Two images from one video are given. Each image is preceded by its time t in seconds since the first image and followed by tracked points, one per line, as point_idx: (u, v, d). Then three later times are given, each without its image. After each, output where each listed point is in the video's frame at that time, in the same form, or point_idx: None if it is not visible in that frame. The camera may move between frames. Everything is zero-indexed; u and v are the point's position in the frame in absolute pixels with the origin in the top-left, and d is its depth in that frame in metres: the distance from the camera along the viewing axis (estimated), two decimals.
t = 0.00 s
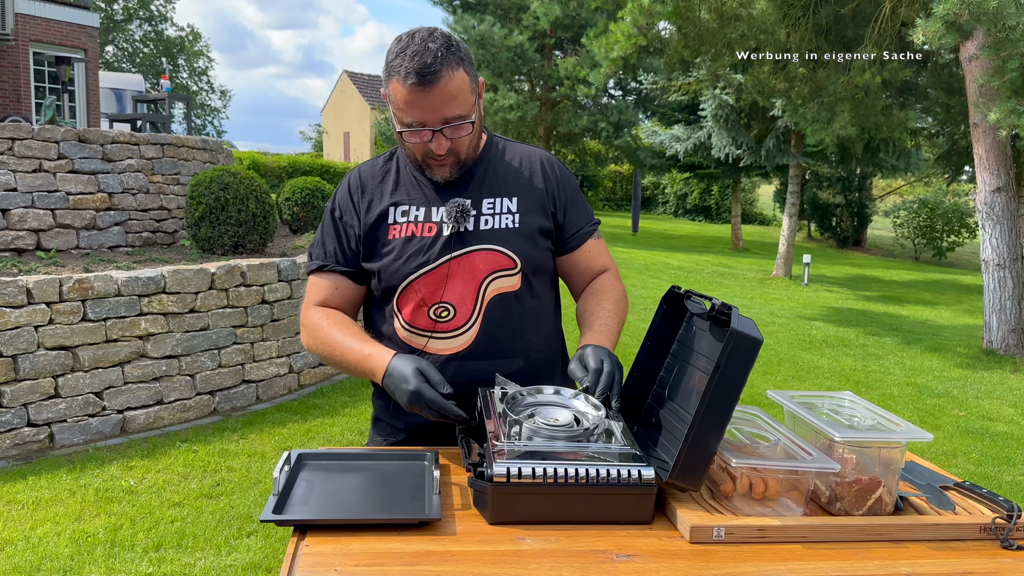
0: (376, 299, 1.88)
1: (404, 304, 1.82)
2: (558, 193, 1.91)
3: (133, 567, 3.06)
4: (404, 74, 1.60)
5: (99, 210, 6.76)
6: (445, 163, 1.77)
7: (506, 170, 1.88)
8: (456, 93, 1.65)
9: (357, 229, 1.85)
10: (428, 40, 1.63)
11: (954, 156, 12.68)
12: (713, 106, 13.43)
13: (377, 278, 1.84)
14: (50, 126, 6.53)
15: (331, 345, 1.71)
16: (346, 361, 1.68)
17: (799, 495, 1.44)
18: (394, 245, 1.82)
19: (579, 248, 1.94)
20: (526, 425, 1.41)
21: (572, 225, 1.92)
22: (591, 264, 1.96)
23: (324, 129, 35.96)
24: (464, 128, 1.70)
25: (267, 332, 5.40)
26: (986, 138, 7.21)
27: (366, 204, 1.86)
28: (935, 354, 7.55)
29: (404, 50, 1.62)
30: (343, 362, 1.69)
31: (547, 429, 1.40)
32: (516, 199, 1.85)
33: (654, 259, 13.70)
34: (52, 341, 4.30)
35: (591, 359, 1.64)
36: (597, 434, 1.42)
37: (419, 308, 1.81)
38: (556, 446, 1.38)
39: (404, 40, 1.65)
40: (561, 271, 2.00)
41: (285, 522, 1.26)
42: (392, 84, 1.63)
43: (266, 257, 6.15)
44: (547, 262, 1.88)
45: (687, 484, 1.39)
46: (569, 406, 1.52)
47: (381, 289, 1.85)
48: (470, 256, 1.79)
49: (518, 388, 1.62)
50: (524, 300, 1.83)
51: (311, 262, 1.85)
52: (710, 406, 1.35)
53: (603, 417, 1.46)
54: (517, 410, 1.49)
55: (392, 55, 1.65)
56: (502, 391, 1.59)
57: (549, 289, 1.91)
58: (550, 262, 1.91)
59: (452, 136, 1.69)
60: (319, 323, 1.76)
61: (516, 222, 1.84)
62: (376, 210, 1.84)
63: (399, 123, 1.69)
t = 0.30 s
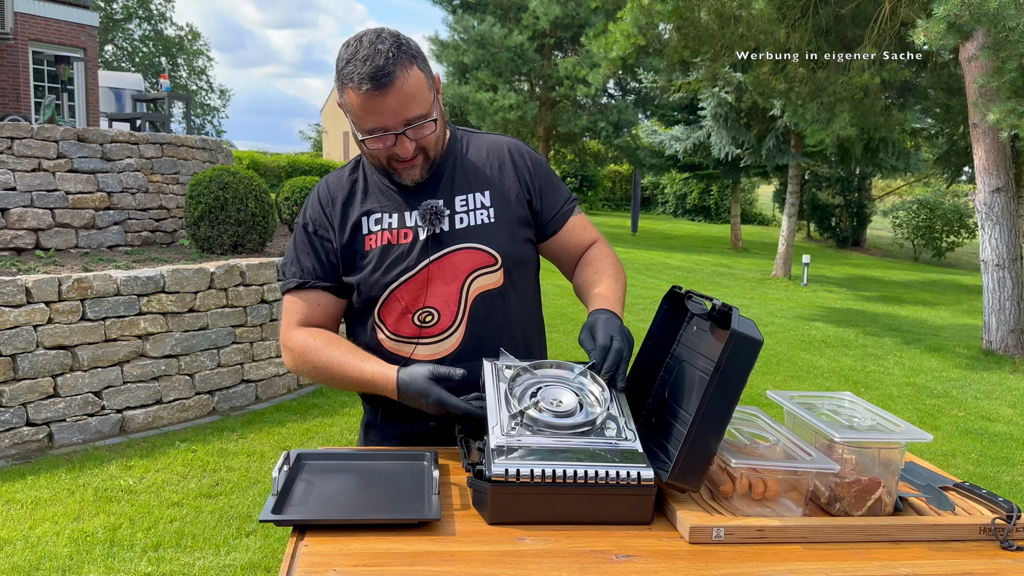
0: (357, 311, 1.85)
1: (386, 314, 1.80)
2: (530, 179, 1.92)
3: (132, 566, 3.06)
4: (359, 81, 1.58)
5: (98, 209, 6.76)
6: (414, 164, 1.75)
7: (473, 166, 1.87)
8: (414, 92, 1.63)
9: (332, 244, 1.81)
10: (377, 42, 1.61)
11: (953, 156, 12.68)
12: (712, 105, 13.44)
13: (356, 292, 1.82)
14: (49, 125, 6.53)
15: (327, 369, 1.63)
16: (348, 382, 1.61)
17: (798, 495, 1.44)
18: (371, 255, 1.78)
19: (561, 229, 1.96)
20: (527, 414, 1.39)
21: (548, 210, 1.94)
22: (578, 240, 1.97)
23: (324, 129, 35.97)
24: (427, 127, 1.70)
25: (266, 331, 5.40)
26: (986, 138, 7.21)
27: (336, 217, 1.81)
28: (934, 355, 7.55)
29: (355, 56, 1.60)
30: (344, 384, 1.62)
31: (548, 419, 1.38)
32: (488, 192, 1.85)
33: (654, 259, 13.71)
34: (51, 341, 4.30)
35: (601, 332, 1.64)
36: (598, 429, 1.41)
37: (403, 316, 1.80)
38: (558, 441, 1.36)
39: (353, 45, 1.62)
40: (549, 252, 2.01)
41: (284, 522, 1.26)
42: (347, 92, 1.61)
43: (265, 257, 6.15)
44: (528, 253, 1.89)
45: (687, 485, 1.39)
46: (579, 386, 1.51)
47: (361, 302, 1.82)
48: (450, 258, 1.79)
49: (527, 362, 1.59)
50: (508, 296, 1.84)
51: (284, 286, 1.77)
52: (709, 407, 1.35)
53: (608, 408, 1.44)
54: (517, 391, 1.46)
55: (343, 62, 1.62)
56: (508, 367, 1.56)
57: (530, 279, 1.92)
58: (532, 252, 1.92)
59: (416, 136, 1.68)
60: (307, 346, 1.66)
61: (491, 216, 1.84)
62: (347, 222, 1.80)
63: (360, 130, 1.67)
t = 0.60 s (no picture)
0: (352, 312, 1.84)
1: (383, 314, 1.80)
2: (520, 175, 1.93)
3: (132, 565, 3.06)
4: (352, 79, 1.57)
5: (98, 208, 6.75)
6: (405, 162, 1.74)
7: (462, 163, 1.87)
8: (406, 91, 1.63)
9: (326, 245, 1.79)
10: (368, 41, 1.60)
11: (953, 157, 12.69)
12: (712, 105, 13.43)
13: (351, 292, 1.80)
14: (49, 124, 6.52)
15: (350, 375, 1.59)
16: (373, 388, 1.58)
17: (798, 496, 1.44)
18: (365, 254, 1.77)
19: (552, 225, 1.97)
20: (527, 413, 1.38)
21: (539, 206, 1.95)
22: (569, 236, 2.00)
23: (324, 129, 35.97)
24: (419, 125, 1.70)
25: (265, 331, 5.40)
26: (986, 139, 7.21)
27: (328, 217, 1.79)
28: (934, 355, 7.55)
29: (346, 55, 1.59)
30: (368, 389, 1.59)
31: (548, 417, 1.37)
32: (480, 189, 1.86)
33: (654, 259, 13.71)
34: (51, 339, 4.30)
35: (604, 331, 1.63)
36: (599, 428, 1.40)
37: (399, 315, 1.79)
38: (558, 441, 1.35)
39: (344, 44, 1.62)
40: (541, 249, 2.02)
41: (284, 521, 1.26)
42: (339, 91, 1.60)
43: (266, 256, 6.15)
44: (522, 248, 1.90)
45: (687, 485, 1.39)
46: (581, 384, 1.50)
47: (356, 303, 1.81)
48: (444, 255, 1.78)
49: (527, 358, 1.57)
50: (503, 291, 1.84)
51: (288, 292, 1.72)
52: (709, 407, 1.35)
53: (609, 407, 1.44)
54: (517, 389, 1.45)
55: (334, 61, 1.61)
56: (509, 362, 1.53)
57: (524, 275, 1.93)
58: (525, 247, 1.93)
59: (408, 134, 1.68)
60: (326, 354, 1.61)
61: (484, 212, 1.84)
62: (340, 222, 1.78)
63: (352, 129, 1.66)
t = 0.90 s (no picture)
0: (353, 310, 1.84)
1: (383, 312, 1.79)
2: (519, 174, 1.94)
3: (131, 564, 3.06)
4: (358, 78, 1.57)
5: (98, 207, 6.76)
6: (406, 161, 1.74)
7: (461, 163, 1.88)
8: (411, 90, 1.63)
9: (328, 243, 1.78)
10: (374, 40, 1.61)
11: (953, 157, 12.66)
12: (713, 105, 13.41)
13: (353, 291, 1.80)
14: (50, 123, 6.52)
15: (354, 371, 1.58)
16: (378, 382, 1.58)
17: (798, 496, 1.44)
18: (367, 252, 1.76)
19: (550, 225, 1.99)
20: (529, 409, 1.37)
21: (538, 206, 1.96)
22: (568, 237, 2.01)
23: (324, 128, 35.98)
24: (422, 124, 1.70)
25: (266, 330, 5.40)
26: (987, 140, 7.21)
27: (329, 215, 1.78)
28: (934, 356, 7.55)
29: (352, 53, 1.59)
30: (373, 383, 1.59)
31: (550, 414, 1.36)
32: (480, 188, 1.86)
33: (654, 260, 13.72)
34: (51, 338, 4.29)
35: (608, 329, 1.63)
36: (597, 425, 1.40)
37: (401, 313, 1.79)
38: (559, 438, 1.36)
39: (349, 42, 1.62)
40: (540, 249, 2.03)
41: (284, 520, 1.26)
42: (343, 89, 1.60)
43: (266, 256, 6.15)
44: (522, 248, 1.90)
45: (687, 485, 1.40)
46: (584, 382, 1.49)
47: (357, 301, 1.80)
48: (446, 254, 1.78)
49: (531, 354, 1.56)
50: (503, 289, 1.85)
51: (289, 289, 1.71)
52: (710, 406, 1.35)
53: (612, 406, 1.43)
54: (520, 384, 1.44)
55: (339, 59, 1.61)
56: (514, 358, 1.53)
57: (524, 274, 1.93)
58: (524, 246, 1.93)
59: (412, 133, 1.68)
60: (329, 350, 1.60)
61: (484, 211, 1.84)
62: (341, 220, 1.78)
63: (356, 128, 1.66)
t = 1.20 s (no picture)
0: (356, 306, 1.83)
1: (387, 308, 1.79)
2: (523, 175, 1.95)
3: (132, 563, 3.06)
4: (367, 72, 1.57)
5: (100, 206, 6.76)
6: (411, 157, 1.74)
7: (466, 163, 1.88)
8: (419, 86, 1.63)
9: (332, 238, 1.78)
10: (384, 36, 1.61)
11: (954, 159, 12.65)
12: (714, 106, 13.41)
13: (356, 287, 1.79)
14: (51, 122, 6.53)
15: (359, 363, 1.57)
16: (384, 373, 1.57)
17: (800, 496, 1.45)
18: (371, 247, 1.76)
19: (553, 226, 2.00)
20: (532, 398, 1.37)
21: (540, 207, 1.97)
22: (570, 238, 2.02)
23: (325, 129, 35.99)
24: (429, 121, 1.70)
25: (267, 329, 5.40)
26: (987, 141, 7.21)
27: (334, 210, 1.78)
28: (934, 357, 7.55)
29: (361, 49, 1.60)
30: (379, 375, 1.58)
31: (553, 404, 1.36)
32: (484, 188, 1.87)
33: (655, 261, 13.71)
34: (52, 337, 4.29)
35: (611, 320, 1.65)
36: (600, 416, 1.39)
37: (404, 309, 1.79)
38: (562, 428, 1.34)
39: (360, 38, 1.63)
40: (542, 250, 2.04)
41: (287, 519, 1.26)
42: (351, 83, 1.60)
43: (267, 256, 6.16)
44: (524, 247, 1.91)
45: (688, 484, 1.40)
46: (588, 373, 1.49)
47: (361, 297, 1.80)
48: (449, 251, 1.79)
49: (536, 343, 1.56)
50: (506, 288, 1.85)
51: (293, 283, 1.70)
52: (713, 406, 1.35)
53: (614, 398, 1.43)
54: (524, 372, 1.44)
55: (348, 55, 1.61)
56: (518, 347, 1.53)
57: (525, 274, 1.93)
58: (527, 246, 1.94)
59: (419, 129, 1.68)
60: (333, 344, 1.58)
61: (488, 210, 1.85)
62: (346, 216, 1.78)
63: (363, 122, 1.66)
